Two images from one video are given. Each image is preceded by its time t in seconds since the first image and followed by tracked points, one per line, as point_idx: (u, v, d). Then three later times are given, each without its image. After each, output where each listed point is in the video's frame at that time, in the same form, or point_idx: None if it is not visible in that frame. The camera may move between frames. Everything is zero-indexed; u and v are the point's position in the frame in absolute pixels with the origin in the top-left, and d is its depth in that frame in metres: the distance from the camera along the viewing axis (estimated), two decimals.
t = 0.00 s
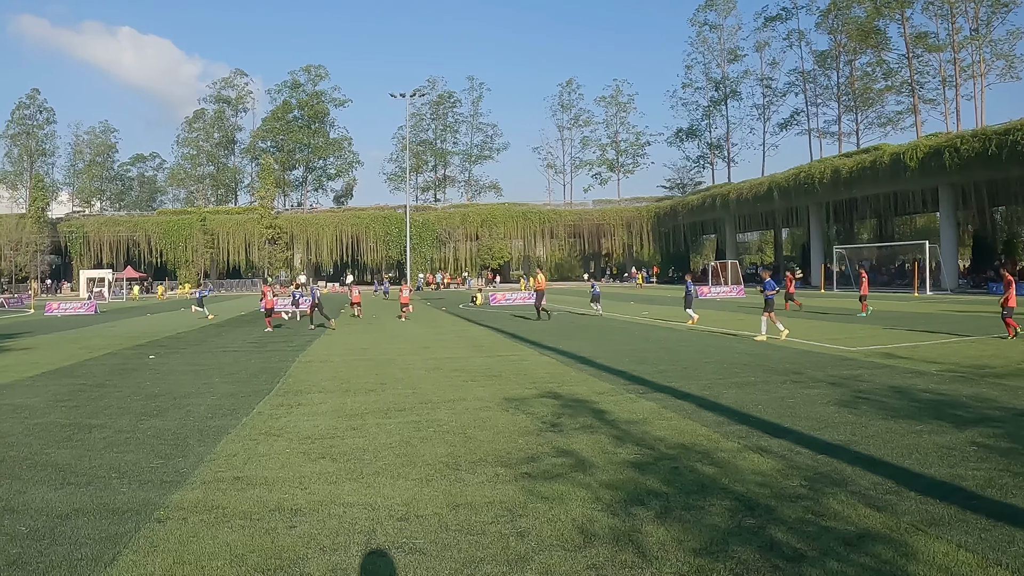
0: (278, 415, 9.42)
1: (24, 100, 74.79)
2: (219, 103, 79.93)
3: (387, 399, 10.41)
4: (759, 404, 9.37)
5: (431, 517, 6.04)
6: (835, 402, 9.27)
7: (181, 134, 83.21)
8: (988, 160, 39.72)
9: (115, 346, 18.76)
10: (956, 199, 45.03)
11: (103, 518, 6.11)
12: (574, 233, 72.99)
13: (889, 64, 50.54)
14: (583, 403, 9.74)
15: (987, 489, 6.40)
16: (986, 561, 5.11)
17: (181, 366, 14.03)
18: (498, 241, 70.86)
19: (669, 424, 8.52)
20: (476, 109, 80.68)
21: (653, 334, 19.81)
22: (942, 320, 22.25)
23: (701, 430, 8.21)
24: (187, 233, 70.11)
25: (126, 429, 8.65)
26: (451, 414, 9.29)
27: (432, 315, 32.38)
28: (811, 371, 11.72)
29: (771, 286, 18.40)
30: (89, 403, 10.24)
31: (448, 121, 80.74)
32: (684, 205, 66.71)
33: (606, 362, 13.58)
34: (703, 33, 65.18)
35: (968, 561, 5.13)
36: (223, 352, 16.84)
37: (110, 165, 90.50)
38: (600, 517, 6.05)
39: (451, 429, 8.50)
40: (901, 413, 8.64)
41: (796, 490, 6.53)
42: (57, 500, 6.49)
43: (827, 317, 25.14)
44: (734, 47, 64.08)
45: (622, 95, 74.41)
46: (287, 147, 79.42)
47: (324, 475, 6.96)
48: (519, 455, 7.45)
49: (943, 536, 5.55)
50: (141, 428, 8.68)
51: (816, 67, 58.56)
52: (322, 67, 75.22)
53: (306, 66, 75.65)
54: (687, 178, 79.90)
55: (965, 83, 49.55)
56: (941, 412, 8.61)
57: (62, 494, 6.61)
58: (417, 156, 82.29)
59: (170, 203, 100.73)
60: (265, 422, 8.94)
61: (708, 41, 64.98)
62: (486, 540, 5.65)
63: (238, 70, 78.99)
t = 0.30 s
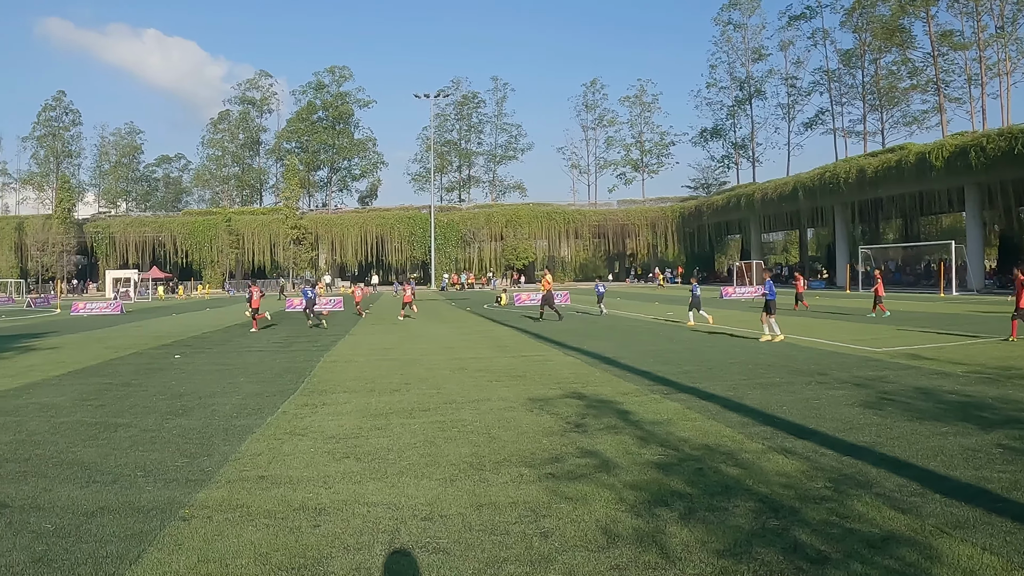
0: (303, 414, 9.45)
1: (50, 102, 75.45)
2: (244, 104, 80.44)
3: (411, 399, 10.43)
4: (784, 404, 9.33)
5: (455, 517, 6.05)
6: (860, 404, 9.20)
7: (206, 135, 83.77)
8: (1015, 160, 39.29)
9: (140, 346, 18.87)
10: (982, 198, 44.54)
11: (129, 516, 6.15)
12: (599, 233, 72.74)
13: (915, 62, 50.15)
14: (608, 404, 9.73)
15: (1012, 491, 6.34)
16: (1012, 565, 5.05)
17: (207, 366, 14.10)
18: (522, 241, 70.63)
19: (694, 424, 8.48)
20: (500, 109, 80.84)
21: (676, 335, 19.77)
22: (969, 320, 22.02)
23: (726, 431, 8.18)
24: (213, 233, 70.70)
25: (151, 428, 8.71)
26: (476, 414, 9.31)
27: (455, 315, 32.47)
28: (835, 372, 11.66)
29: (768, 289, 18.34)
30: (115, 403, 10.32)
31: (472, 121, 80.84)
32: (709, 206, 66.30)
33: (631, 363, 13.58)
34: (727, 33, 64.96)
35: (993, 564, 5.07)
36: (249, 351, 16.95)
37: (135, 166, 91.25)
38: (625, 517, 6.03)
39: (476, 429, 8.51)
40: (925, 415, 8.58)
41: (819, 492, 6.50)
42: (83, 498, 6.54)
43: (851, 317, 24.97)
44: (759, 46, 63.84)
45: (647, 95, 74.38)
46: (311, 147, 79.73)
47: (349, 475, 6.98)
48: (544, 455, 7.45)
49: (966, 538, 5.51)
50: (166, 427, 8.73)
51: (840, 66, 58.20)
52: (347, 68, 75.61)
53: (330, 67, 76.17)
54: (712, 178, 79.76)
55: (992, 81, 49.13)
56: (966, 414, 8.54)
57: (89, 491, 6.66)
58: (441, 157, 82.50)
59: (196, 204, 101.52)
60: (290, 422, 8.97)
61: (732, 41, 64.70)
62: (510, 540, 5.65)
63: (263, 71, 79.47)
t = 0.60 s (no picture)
0: (352, 414, 9.53)
1: (103, 106, 77.10)
2: (293, 107, 81.42)
3: (459, 400, 10.47)
4: (834, 407, 9.22)
5: (502, 518, 6.04)
6: (911, 407, 9.07)
7: (256, 137, 84.98)
8: None
9: (191, 345, 19.21)
10: None
11: (179, 513, 6.24)
12: (648, 234, 72.41)
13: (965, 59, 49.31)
14: (656, 406, 9.70)
15: None
16: None
17: (256, 366, 14.31)
18: (572, 242, 70.41)
19: (744, 427, 8.42)
20: (548, 111, 81.15)
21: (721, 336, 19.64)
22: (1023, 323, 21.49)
23: (775, 434, 8.10)
24: (263, 234, 71.73)
25: (202, 426, 8.86)
26: (524, 415, 9.33)
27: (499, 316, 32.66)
28: (887, 374, 11.48)
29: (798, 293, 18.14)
30: (165, 401, 10.52)
31: (520, 122, 81.12)
32: (759, 206, 65.69)
33: (678, 364, 13.53)
34: (775, 31, 64.52)
35: None
36: (298, 351, 17.17)
37: (186, 169, 92.99)
38: (671, 520, 5.98)
39: (524, 430, 8.52)
40: (978, 418, 8.42)
41: (869, 496, 6.39)
42: (135, 495, 6.65)
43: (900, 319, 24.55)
44: (808, 45, 63.31)
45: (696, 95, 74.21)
46: (360, 149, 80.64)
47: (397, 475, 7.02)
48: (592, 457, 7.44)
49: (1019, 546, 5.37)
50: (217, 427, 8.85)
51: (890, 65, 57.54)
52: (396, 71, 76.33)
53: (379, 69, 77.05)
54: (762, 178, 79.43)
55: None
56: (1021, 419, 8.34)
57: (140, 488, 6.77)
58: (490, 158, 82.85)
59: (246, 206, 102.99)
60: (340, 422, 9.04)
61: (781, 40, 64.14)
62: (556, 541, 5.62)
63: (312, 74, 80.50)
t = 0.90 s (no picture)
0: (382, 415, 9.57)
1: (134, 109, 77.97)
2: (323, 109, 81.98)
3: (489, 401, 10.49)
4: (865, 410, 9.14)
5: (531, 519, 6.02)
6: (942, 410, 8.98)
7: (286, 139, 85.62)
8: None
9: (222, 346, 19.39)
10: None
11: (208, 512, 6.28)
12: (678, 236, 71.98)
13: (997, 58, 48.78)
14: (686, 407, 9.67)
15: None
16: None
17: (287, 366, 14.43)
18: (602, 243, 70.29)
19: (774, 429, 8.38)
20: (578, 111, 81.17)
21: (750, 338, 19.53)
22: None
23: (805, 437, 8.04)
24: (293, 236, 72.26)
25: (233, 426, 8.95)
26: (554, 416, 9.35)
27: (527, 318, 32.71)
28: (919, 377, 11.36)
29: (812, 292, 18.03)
30: (196, 401, 10.63)
31: (550, 123, 81.14)
32: (790, 206, 65.38)
33: (709, 366, 13.48)
34: (805, 31, 64.13)
35: None
36: (328, 352, 17.28)
37: (217, 171, 93.93)
38: (701, 522, 5.94)
39: (553, 432, 8.53)
40: (1012, 421, 8.32)
41: (899, 500, 6.31)
42: (166, 494, 6.71)
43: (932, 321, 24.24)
44: (838, 44, 62.87)
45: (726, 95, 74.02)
46: (390, 151, 81.12)
47: (427, 475, 7.04)
48: (621, 458, 7.44)
49: None
50: (248, 427, 8.93)
51: (921, 63, 57.12)
52: (425, 73, 76.71)
53: (408, 71, 77.59)
54: (792, 179, 79.04)
55: None
56: None
57: (171, 488, 6.83)
58: (520, 159, 82.97)
59: (277, 207, 103.73)
60: (370, 423, 9.08)
61: (810, 39, 63.78)
62: (586, 543, 5.57)
63: (341, 76, 81.06)
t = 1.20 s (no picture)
0: (397, 415, 9.60)
1: (150, 111, 78.47)
2: (339, 110, 82.32)
3: (504, 401, 10.49)
4: (880, 411, 9.12)
5: (545, 519, 6.02)
6: (958, 411, 8.95)
7: (302, 140, 85.94)
8: None
9: (238, 346, 19.46)
10: None
11: (224, 511, 6.30)
12: (693, 236, 71.77)
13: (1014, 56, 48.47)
14: (702, 408, 9.67)
15: None
16: None
17: (301, 367, 14.48)
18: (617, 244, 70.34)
19: (789, 430, 8.36)
20: (593, 111, 81.24)
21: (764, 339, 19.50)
22: None
23: (820, 438, 8.02)
24: (309, 237, 72.52)
25: (248, 426, 8.99)
26: (569, 416, 9.36)
27: (542, 318, 33.21)
28: (935, 378, 11.31)
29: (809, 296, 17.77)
30: (212, 401, 10.68)
31: (565, 124, 81.18)
32: (805, 207, 65.01)
33: (725, 366, 13.46)
34: (820, 31, 63.91)
35: None
36: (344, 353, 17.35)
37: (232, 172, 94.42)
38: (717, 523, 5.91)
39: (569, 432, 8.54)
40: None
41: (915, 501, 6.28)
42: (181, 494, 6.73)
43: (948, 322, 24.08)
44: (853, 43, 62.60)
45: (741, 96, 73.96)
46: (406, 152, 81.39)
47: (442, 476, 7.06)
48: (636, 459, 7.43)
49: None
50: (263, 427, 8.97)
51: (936, 63, 56.87)
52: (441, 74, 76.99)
53: (422, 72, 77.96)
54: (807, 179, 78.94)
55: None
56: None
57: (185, 488, 6.85)
58: (535, 159, 83.11)
59: (292, 208, 104.07)
60: (385, 423, 9.11)
61: (825, 39, 63.50)
62: (601, 543, 5.55)
63: (357, 77, 81.38)
